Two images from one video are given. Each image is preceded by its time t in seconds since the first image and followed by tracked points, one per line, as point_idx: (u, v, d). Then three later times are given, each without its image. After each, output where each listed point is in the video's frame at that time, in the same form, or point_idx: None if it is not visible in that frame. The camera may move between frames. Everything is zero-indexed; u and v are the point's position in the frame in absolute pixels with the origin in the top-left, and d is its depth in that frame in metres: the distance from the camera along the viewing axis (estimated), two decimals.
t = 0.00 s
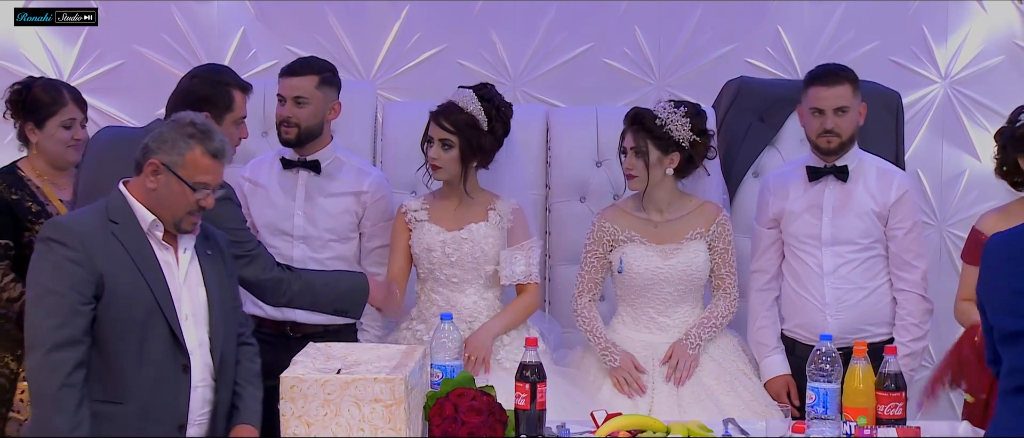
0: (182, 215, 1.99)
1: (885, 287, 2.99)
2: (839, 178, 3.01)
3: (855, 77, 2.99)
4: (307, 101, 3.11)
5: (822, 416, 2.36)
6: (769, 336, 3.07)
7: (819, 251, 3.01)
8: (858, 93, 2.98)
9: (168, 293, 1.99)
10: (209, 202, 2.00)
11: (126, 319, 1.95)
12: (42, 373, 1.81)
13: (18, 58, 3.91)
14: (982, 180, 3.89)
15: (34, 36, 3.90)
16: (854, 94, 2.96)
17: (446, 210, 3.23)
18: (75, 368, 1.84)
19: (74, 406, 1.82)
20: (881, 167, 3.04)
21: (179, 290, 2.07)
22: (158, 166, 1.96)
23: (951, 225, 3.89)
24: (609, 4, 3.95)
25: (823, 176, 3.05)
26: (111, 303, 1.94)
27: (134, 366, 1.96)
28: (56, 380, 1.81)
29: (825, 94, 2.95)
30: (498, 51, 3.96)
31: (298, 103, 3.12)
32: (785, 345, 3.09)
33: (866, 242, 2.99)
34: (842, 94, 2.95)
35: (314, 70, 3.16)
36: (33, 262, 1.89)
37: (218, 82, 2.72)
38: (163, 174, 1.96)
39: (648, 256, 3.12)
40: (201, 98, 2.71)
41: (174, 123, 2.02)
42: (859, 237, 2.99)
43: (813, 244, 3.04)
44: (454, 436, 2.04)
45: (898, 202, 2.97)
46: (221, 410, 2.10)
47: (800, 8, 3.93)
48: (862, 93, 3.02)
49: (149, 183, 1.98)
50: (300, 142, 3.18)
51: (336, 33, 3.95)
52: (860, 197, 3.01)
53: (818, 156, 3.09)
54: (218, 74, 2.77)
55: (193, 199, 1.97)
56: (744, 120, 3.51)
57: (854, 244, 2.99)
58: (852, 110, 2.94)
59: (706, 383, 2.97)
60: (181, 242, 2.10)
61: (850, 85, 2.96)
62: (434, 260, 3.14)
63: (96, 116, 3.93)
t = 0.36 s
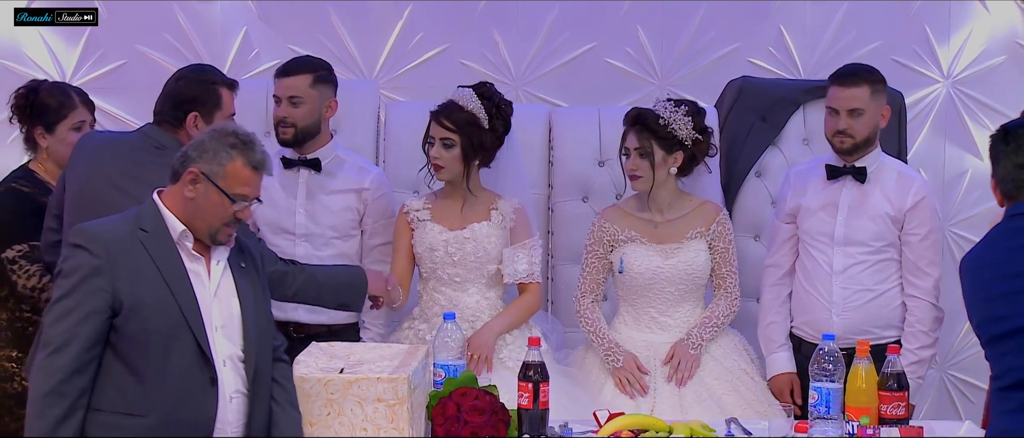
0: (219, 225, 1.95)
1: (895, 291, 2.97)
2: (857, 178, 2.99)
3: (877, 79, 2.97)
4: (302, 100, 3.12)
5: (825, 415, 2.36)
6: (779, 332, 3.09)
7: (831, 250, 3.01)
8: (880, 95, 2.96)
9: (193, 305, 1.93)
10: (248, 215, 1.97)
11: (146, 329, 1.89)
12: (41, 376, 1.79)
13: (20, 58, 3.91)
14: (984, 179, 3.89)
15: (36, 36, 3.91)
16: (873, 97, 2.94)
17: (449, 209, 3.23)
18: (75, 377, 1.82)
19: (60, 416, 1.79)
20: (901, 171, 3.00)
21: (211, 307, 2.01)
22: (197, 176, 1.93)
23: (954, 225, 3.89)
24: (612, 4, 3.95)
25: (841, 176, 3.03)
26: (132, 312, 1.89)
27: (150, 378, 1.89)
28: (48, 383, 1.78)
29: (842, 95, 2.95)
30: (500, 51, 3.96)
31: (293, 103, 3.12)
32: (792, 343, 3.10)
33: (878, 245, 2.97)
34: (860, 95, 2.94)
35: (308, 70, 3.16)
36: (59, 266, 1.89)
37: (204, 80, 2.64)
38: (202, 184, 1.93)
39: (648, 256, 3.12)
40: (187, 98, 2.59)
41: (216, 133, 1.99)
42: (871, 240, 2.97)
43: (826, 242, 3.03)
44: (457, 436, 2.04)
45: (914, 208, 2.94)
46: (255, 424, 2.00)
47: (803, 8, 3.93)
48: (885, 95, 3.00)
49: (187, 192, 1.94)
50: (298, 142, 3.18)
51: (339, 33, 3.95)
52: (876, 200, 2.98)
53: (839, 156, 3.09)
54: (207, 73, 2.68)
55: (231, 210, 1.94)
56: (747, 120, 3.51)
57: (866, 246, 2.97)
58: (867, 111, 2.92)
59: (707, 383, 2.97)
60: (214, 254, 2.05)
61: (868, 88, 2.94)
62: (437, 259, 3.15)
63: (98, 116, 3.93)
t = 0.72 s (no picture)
0: (252, 231, 1.94)
1: (898, 291, 2.96)
2: (860, 179, 2.98)
3: (872, 79, 2.99)
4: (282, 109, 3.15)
5: (826, 415, 2.35)
6: (781, 331, 3.11)
7: (834, 250, 3.01)
8: (873, 95, 2.98)
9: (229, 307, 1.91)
10: (281, 221, 1.96)
11: (184, 333, 1.87)
12: (87, 386, 1.76)
13: (20, 57, 3.91)
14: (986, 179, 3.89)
15: (36, 35, 3.91)
16: (862, 97, 2.97)
17: (451, 209, 3.23)
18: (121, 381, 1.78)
19: (115, 420, 1.75)
20: (908, 172, 2.98)
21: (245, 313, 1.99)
22: (233, 182, 1.91)
23: (955, 225, 3.90)
24: (613, 3, 3.95)
25: (846, 176, 3.03)
26: (170, 315, 1.87)
27: (191, 382, 1.87)
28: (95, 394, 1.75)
29: (834, 94, 3.02)
30: (501, 51, 3.96)
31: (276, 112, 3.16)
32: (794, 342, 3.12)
33: (881, 245, 2.96)
34: (846, 95, 2.98)
35: (296, 77, 3.18)
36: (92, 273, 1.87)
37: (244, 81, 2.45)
38: (238, 190, 1.91)
39: (651, 255, 3.12)
40: (225, 102, 2.40)
41: (250, 137, 1.97)
42: (874, 240, 2.96)
43: (829, 242, 3.03)
44: (458, 435, 2.04)
45: (920, 208, 2.92)
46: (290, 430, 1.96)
47: (803, 8, 3.93)
48: (885, 96, 2.99)
49: (221, 198, 1.92)
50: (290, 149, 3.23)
51: (339, 32, 3.95)
52: (881, 202, 2.98)
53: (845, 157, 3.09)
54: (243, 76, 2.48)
55: (266, 216, 1.93)
56: (749, 119, 3.50)
57: (870, 246, 2.97)
58: (853, 110, 2.94)
59: (709, 382, 2.98)
60: (244, 261, 2.03)
61: (858, 87, 2.98)
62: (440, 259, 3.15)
63: (100, 116, 3.93)
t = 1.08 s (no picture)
0: (258, 221, 1.92)
1: (898, 293, 2.94)
2: (857, 179, 2.99)
3: (870, 77, 2.99)
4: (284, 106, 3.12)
5: (826, 415, 2.34)
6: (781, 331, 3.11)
7: (832, 252, 3.02)
8: (868, 93, 2.99)
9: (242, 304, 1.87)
10: (288, 206, 1.94)
11: (200, 334, 1.83)
12: (109, 398, 1.72)
13: (19, 57, 3.92)
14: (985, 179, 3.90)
15: (36, 35, 3.91)
16: (856, 94, 2.99)
17: (450, 209, 3.23)
18: (141, 391, 1.74)
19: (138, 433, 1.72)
20: (907, 171, 2.94)
21: (258, 306, 1.95)
22: (235, 173, 1.89)
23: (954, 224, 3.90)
24: (612, 3, 3.95)
25: (845, 176, 3.03)
26: (184, 318, 1.83)
27: (211, 383, 1.84)
28: (116, 406, 1.71)
29: (831, 92, 3.05)
30: (501, 50, 3.96)
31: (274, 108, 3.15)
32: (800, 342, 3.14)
33: (877, 246, 2.95)
34: (840, 93, 3.01)
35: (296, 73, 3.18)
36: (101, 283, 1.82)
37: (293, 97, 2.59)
38: (240, 181, 1.89)
39: (647, 257, 3.11)
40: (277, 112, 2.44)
41: (244, 127, 1.95)
42: (870, 241, 2.95)
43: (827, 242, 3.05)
44: (458, 435, 2.04)
45: (914, 208, 2.89)
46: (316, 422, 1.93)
47: (803, 7, 3.93)
48: (880, 93, 2.99)
49: (224, 191, 1.90)
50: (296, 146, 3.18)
51: (339, 32, 3.95)
52: (877, 202, 2.96)
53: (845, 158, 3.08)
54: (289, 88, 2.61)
55: (270, 204, 1.91)
56: (747, 120, 3.51)
57: (867, 248, 2.96)
58: (845, 107, 2.97)
59: (709, 382, 2.98)
60: (255, 253, 2.00)
61: (852, 85, 3.00)
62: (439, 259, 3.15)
63: (101, 117, 3.94)
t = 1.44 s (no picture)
0: (323, 229, 1.77)
1: (900, 298, 2.93)
2: (861, 184, 2.97)
3: (881, 82, 2.97)
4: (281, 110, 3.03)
5: (824, 415, 2.35)
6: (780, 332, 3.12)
7: (834, 253, 3.04)
8: (877, 97, 2.96)
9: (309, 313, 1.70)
10: (349, 211, 1.79)
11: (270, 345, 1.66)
12: (174, 415, 1.56)
13: (19, 57, 3.92)
14: (983, 179, 3.90)
15: (35, 35, 3.92)
16: (864, 97, 2.97)
17: (449, 209, 3.24)
18: (211, 407, 1.58)
19: None
20: (912, 178, 2.92)
21: (326, 319, 1.78)
22: (292, 183, 1.75)
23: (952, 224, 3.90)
24: (611, 3, 3.95)
25: (850, 180, 3.02)
26: (253, 329, 1.66)
27: (281, 397, 1.66)
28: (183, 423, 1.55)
29: (841, 94, 3.03)
30: (499, 51, 3.96)
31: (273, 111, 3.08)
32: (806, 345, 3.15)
33: (878, 252, 2.95)
34: (849, 95, 3.00)
35: (292, 72, 3.18)
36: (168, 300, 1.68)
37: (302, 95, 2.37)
38: (301, 189, 1.74)
39: (640, 258, 3.11)
40: (288, 116, 2.34)
41: (297, 135, 1.82)
42: (871, 247, 2.95)
43: (829, 242, 3.07)
44: (456, 436, 2.04)
45: (916, 216, 2.88)
46: None
47: (801, 7, 3.93)
48: (890, 99, 2.97)
49: (284, 202, 1.75)
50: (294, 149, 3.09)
51: (338, 33, 3.95)
52: (878, 208, 2.95)
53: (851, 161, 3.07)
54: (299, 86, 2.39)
55: (333, 209, 1.76)
56: (745, 120, 3.52)
57: (867, 253, 2.96)
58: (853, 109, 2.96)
59: (704, 382, 2.98)
60: (320, 264, 1.85)
61: (863, 88, 2.98)
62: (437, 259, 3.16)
63: (100, 118, 3.94)
